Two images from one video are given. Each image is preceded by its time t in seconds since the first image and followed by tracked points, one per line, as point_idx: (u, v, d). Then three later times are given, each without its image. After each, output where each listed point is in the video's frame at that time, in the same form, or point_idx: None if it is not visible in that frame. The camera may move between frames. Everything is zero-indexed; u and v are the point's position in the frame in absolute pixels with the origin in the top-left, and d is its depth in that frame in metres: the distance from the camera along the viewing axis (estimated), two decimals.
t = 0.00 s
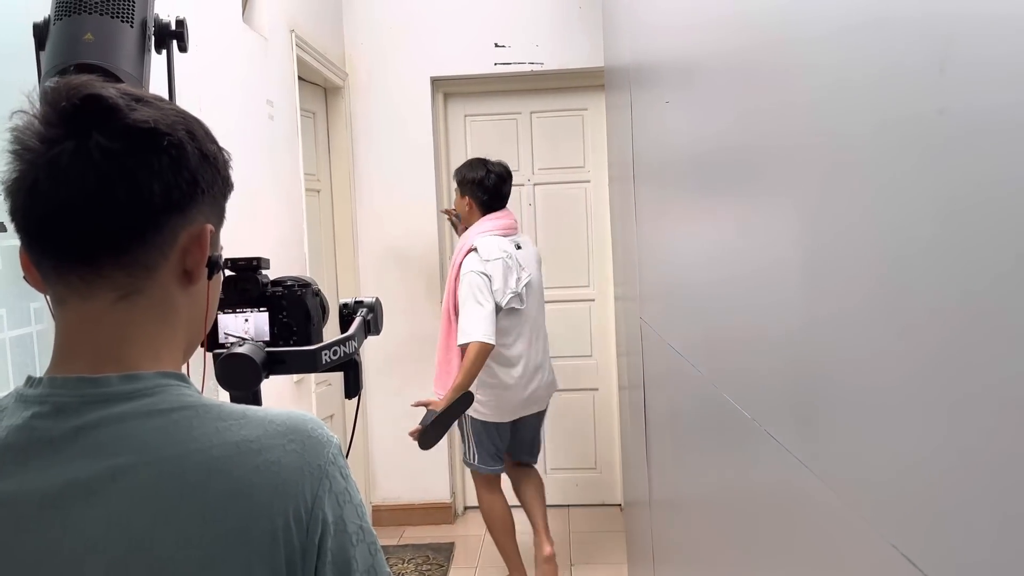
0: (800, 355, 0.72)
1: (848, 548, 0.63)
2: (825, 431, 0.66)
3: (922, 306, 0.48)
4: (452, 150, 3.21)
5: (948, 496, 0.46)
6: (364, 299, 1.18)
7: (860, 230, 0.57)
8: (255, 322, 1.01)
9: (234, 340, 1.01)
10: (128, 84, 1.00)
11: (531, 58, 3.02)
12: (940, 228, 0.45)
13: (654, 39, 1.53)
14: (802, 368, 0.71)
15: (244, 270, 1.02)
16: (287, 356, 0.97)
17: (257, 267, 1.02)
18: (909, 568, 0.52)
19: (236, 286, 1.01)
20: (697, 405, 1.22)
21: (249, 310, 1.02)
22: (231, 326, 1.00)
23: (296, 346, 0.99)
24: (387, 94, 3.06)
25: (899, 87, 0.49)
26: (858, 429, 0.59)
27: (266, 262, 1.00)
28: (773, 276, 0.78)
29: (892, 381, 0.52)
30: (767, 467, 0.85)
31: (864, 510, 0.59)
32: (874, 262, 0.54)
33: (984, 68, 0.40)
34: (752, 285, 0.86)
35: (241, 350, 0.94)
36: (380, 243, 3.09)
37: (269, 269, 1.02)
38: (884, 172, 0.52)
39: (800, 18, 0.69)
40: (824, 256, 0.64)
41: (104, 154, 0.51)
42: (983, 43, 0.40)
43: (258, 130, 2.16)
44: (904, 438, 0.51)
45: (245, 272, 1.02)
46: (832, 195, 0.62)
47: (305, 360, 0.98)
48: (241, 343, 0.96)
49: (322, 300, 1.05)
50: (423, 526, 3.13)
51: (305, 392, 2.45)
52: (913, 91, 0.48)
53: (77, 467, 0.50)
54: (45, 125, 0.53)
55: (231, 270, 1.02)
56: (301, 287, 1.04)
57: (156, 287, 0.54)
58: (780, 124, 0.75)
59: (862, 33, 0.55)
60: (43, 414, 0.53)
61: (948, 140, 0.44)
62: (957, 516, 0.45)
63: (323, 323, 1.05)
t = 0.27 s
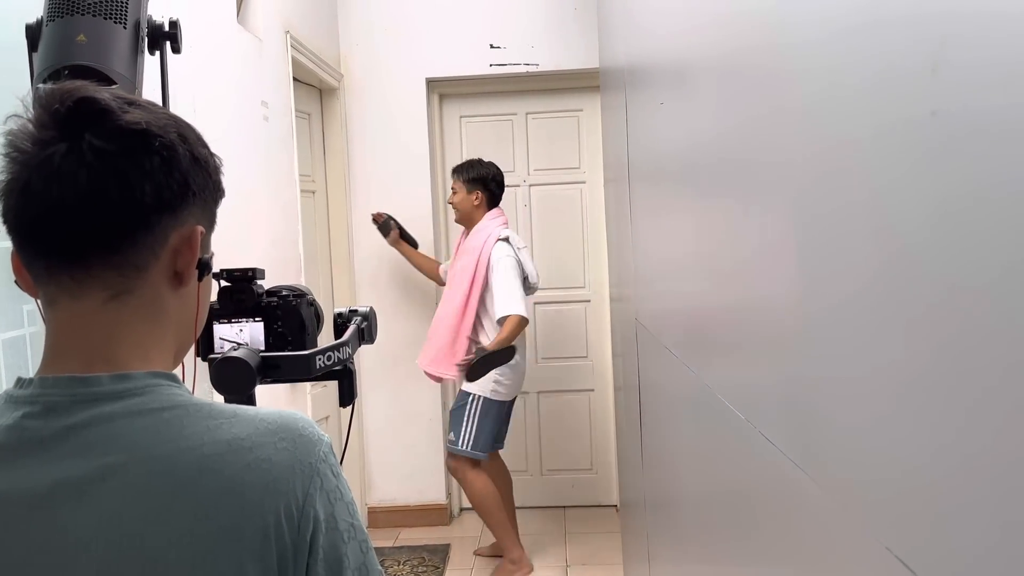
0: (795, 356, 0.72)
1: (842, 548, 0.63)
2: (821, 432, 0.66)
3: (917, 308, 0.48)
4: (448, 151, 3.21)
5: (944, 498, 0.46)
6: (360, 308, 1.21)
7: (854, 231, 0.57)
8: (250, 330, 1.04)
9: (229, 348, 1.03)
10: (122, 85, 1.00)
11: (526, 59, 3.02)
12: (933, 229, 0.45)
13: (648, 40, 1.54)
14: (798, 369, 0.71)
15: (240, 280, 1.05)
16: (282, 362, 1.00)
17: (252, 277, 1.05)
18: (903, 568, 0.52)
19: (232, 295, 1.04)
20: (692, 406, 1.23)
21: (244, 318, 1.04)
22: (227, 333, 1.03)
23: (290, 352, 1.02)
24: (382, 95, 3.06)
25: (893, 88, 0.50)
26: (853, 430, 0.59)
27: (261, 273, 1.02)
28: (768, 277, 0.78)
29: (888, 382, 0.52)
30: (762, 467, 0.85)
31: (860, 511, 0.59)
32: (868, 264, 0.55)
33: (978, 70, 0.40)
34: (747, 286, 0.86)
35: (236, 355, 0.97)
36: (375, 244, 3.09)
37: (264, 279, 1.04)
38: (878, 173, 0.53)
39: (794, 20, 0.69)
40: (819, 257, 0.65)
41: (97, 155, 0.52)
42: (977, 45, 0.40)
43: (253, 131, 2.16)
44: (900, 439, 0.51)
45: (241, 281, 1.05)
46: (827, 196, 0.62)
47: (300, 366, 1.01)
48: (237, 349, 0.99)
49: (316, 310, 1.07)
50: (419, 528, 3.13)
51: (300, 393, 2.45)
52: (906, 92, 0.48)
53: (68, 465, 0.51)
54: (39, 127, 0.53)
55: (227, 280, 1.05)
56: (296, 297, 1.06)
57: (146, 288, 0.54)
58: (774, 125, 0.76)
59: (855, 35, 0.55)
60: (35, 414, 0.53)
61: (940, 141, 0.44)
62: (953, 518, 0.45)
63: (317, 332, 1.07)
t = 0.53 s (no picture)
0: (795, 355, 0.71)
1: (841, 547, 0.63)
2: (821, 431, 0.66)
3: (918, 306, 0.48)
4: (444, 151, 3.20)
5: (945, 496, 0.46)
6: (354, 315, 1.25)
7: (855, 229, 0.57)
8: (245, 336, 1.08)
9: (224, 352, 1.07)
10: (116, 83, 0.99)
11: (523, 59, 3.02)
12: (934, 227, 0.45)
13: (645, 39, 1.54)
14: (798, 367, 0.71)
15: (236, 288, 1.09)
16: (276, 363, 1.03)
17: (248, 285, 1.09)
18: (903, 566, 0.52)
19: (228, 302, 1.08)
20: (689, 405, 1.23)
21: (240, 325, 1.08)
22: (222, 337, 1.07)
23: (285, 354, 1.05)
24: (378, 95, 3.05)
25: (895, 84, 0.49)
26: (854, 429, 0.59)
27: (257, 281, 1.07)
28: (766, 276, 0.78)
29: (890, 381, 0.52)
30: (760, 466, 0.85)
31: (860, 510, 0.59)
32: (869, 262, 0.55)
33: (980, 65, 0.40)
34: (745, 284, 0.86)
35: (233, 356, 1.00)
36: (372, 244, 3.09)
37: (259, 287, 1.08)
38: (879, 170, 0.52)
39: (793, 17, 0.69)
40: (819, 255, 0.64)
41: (87, 151, 0.52)
42: (979, 40, 0.40)
43: (248, 131, 2.15)
44: (901, 438, 0.51)
45: (236, 289, 1.09)
46: (827, 194, 0.62)
47: (295, 367, 1.04)
48: (233, 350, 1.03)
49: (311, 317, 1.12)
50: (415, 528, 3.13)
51: (296, 394, 2.44)
52: (907, 89, 0.48)
53: (60, 462, 0.51)
54: (30, 125, 0.53)
55: (223, 288, 1.09)
56: (292, 304, 1.11)
57: (135, 285, 0.54)
58: (773, 123, 0.75)
59: (855, 32, 0.55)
60: (24, 411, 0.53)
61: (942, 138, 0.44)
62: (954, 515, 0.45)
63: (312, 338, 1.12)
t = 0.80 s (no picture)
0: (793, 354, 0.71)
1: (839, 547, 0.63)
2: (819, 431, 0.66)
3: (918, 305, 0.47)
4: (441, 151, 3.20)
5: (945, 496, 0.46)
6: (352, 320, 1.26)
7: (853, 228, 0.57)
8: (242, 342, 1.09)
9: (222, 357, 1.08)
10: (111, 83, 0.99)
11: (520, 59, 3.02)
12: (933, 227, 0.45)
13: (641, 39, 1.54)
14: (796, 367, 0.71)
15: (233, 294, 1.10)
16: (273, 366, 1.04)
17: (245, 291, 1.11)
18: (901, 567, 0.52)
19: (226, 308, 1.09)
20: (685, 405, 1.23)
21: (237, 331, 1.09)
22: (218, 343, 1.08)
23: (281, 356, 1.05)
24: (374, 95, 3.05)
25: (893, 83, 0.49)
26: (853, 429, 0.59)
27: (253, 286, 1.09)
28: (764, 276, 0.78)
29: (888, 381, 0.52)
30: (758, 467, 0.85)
31: (859, 511, 0.59)
32: (867, 262, 0.54)
33: (979, 63, 0.40)
34: (743, 284, 0.86)
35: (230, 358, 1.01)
36: (368, 244, 3.08)
37: (256, 292, 1.10)
38: (877, 169, 0.52)
39: (791, 17, 0.69)
40: (817, 254, 0.64)
41: (80, 148, 0.52)
42: (978, 38, 0.40)
43: (245, 131, 2.15)
44: (901, 438, 0.50)
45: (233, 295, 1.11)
46: (825, 193, 0.62)
47: (292, 370, 1.04)
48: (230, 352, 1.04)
49: (308, 323, 1.13)
50: (411, 529, 3.12)
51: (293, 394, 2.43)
52: (907, 88, 0.47)
53: (52, 462, 0.51)
54: (24, 123, 0.53)
55: (221, 294, 1.10)
56: (288, 310, 1.11)
57: (127, 284, 0.54)
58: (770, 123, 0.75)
59: (854, 32, 0.55)
60: (16, 412, 0.53)
61: (942, 138, 0.44)
62: (953, 516, 0.45)
63: (308, 344, 1.12)
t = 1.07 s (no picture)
0: (790, 354, 0.71)
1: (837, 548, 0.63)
2: (818, 431, 0.66)
3: (916, 305, 0.47)
4: (439, 151, 3.20)
5: (943, 498, 0.45)
6: (352, 325, 1.28)
7: (851, 228, 0.56)
8: (243, 346, 1.12)
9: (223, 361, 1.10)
10: (107, 83, 0.99)
11: (517, 59, 3.02)
12: (933, 227, 0.45)
13: (639, 39, 1.54)
14: (794, 367, 0.71)
15: (233, 300, 1.12)
16: (273, 368, 1.04)
17: (245, 297, 1.12)
18: (900, 568, 0.52)
19: (226, 314, 1.11)
20: (683, 403, 1.23)
21: (238, 336, 1.12)
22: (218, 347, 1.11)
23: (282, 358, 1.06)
24: (372, 95, 3.05)
25: (891, 83, 0.49)
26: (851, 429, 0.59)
27: (254, 293, 1.11)
28: (762, 277, 0.78)
29: (887, 382, 0.52)
30: (756, 467, 0.85)
31: (857, 512, 0.58)
32: (865, 263, 0.54)
33: (977, 62, 0.40)
34: (741, 285, 0.86)
35: (229, 361, 1.02)
36: (366, 245, 3.08)
37: (256, 298, 1.12)
38: (876, 168, 0.52)
39: (789, 17, 0.68)
40: (816, 254, 0.64)
41: (74, 147, 0.52)
42: (977, 37, 0.40)
43: (242, 130, 2.14)
44: (899, 439, 0.50)
45: (234, 301, 1.13)
46: (823, 193, 0.62)
47: (291, 372, 1.05)
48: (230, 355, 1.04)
49: (308, 328, 1.14)
50: (409, 529, 3.12)
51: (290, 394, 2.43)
52: (906, 88, 0.47)
53: (47, 463, 0.51)
54: (17, 122, 0.53)
55: (222, 299, 1.12)
56: (288, 317, 1.13)
57: (122, 283, 0.54)
58: (769, 123, 0.75)
59: (853, 30, 0.55)
60: (11, 411, 0.52)
61: (940, 138, 0.44)
62: (952, 517, 0.44)
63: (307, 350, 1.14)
